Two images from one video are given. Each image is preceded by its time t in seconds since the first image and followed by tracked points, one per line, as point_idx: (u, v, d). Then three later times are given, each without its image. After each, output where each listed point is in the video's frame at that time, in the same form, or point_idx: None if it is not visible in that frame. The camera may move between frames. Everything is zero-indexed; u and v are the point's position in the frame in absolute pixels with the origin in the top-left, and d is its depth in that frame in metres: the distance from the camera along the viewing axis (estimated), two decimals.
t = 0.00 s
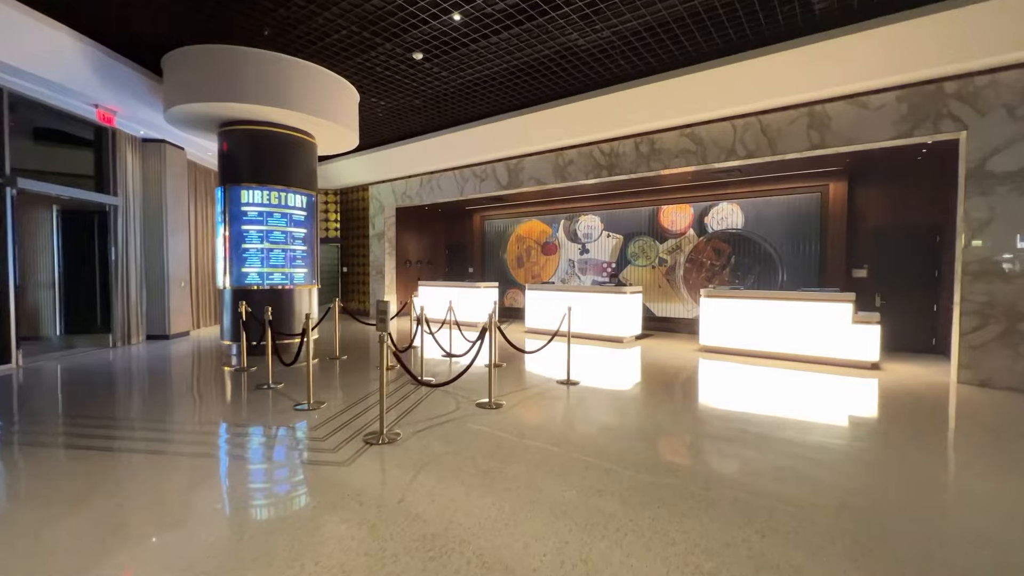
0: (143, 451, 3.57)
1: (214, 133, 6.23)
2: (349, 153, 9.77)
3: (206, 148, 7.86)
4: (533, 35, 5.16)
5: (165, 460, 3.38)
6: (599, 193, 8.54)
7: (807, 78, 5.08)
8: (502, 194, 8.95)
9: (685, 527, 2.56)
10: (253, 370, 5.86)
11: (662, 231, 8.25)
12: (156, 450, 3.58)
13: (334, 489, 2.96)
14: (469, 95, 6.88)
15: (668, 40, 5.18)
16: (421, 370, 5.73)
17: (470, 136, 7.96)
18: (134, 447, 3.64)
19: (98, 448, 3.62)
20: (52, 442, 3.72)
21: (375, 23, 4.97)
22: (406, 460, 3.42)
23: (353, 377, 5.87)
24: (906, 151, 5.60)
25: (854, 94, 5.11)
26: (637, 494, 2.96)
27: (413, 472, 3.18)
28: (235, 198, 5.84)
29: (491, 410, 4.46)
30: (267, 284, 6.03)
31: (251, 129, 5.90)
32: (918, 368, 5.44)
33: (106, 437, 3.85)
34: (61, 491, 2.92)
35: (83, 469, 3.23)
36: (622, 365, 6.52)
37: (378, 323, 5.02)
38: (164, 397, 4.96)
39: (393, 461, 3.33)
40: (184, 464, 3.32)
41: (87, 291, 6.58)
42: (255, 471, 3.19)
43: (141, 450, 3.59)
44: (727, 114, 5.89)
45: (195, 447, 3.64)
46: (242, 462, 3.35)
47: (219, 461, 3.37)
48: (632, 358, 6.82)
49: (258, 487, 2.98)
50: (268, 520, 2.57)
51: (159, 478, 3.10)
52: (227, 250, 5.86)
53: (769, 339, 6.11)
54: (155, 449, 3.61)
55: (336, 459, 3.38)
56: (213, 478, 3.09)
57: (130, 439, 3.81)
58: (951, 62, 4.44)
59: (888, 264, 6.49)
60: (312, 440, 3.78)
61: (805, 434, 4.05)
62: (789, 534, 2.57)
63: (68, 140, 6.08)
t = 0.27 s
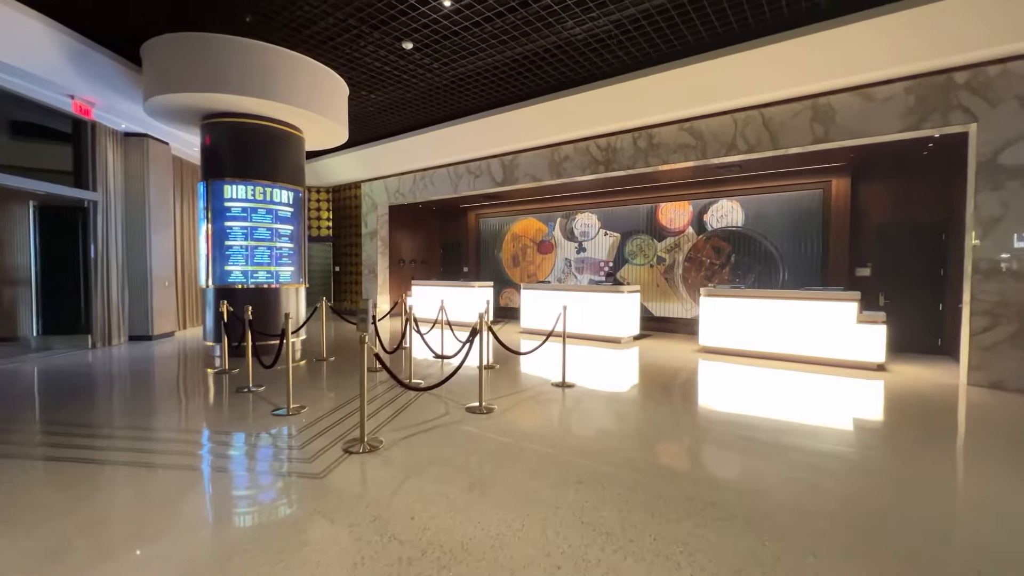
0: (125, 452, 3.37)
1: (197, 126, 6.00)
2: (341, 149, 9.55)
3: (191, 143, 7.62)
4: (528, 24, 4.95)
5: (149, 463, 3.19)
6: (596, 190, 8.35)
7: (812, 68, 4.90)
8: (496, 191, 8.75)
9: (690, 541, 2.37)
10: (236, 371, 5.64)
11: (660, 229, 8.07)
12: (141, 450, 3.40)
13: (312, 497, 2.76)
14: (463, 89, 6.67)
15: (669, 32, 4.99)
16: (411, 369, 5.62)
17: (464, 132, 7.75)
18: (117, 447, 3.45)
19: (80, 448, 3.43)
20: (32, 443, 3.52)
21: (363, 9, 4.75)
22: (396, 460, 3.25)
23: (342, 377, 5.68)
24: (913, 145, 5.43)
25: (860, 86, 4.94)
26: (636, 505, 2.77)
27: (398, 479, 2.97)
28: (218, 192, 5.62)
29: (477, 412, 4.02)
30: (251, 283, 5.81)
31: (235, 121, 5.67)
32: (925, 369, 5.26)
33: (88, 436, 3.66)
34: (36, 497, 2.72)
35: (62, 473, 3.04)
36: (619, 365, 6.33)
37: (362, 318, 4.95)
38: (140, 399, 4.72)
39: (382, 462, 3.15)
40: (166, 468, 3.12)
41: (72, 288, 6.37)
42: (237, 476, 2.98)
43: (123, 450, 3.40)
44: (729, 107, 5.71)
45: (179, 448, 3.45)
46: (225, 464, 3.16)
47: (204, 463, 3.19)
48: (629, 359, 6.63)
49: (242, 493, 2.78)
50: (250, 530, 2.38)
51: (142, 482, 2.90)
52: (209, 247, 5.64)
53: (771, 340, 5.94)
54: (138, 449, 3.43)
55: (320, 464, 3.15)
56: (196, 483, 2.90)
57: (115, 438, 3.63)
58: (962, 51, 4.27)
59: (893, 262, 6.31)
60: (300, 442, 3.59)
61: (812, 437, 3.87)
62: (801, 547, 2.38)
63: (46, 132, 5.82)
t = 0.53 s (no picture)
0: (105, 463, 3.17)
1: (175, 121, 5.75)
2: (330, 146, 9.30)
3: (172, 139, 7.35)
4: (521, 15, 4.73)
5: (132, 474, 3.01)
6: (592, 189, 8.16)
7: (816, 63, 4.72)
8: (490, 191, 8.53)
9: (694, 571, 2.17)
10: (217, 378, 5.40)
11: (657, 230, 7.88)
12: (122, 460, 3.22)
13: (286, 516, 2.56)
14: (454, 85, 6.44)
15: (668, 26, 4.78)
16: (402, 376, 5.42)
17: (456, 129, 7.52)
18: (97, 457, 3.25)
19: (44, 464, 3.18)
20: None
21: None
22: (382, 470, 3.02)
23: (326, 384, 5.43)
24: (918, 143, 5.26)
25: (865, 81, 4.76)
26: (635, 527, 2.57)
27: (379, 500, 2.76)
28: (197, 191, 5.38)
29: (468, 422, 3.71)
30: (232, 285, 5.56)
31: (214, 117, 5.42)
32: (932, 375, 5.09)
33: (62, 449, 3.41)
34: None
35: (24, 490, 2.80)
36: (616, 370, 6.14)
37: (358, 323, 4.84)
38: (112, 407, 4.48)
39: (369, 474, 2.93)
40: (145, 479, 2.93)
41: (54, 288, 6.12)
42: (216, 487, 2.82)
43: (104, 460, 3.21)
44: (729, 103, 5.53)
45: (161, 457, 3.26)
46: (205, 475, 2.98)
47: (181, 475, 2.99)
48: (626, 363, 6.44)
49: (221, 505, 2.62)
50: (230, 552, 2.18)
51: (107, 501, 2.68)
52: (187, 248, 5.39)
53: (772, 344, 5.76)
54: (121, 459, 3.24)
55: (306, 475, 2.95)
56: (174, 498, 2.69)
57: (94, 449, 3.41)
58: (973, 45, 4.09)
59: (896, 264, 6.15)
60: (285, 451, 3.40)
61: (819, 447, 3.67)
62: None
63: (20, 128, 5.57)
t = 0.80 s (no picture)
0: (65, 475, 2.91)
1: (149, 113, 5.49)
2: (317, 142, 9.04)
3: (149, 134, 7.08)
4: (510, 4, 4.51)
5: (108, 492, 2.68)
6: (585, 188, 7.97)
7: (817, 55, 4.55)
8: (480, 189, 8.31)
9: None
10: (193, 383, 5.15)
11: (652, 229, 7.70)
12: (94, 476, 2.88)
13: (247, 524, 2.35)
14: (442, 79, 6.21)
15: (663, 16, 4.58)
16: (387, 380, 5.20)
17: (445, 125, 7.30)
18: (67, 473, 2.92)
19: None
20: None
21: None
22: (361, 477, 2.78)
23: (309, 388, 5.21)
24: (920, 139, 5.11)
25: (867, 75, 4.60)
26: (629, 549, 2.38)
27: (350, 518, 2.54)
28: (170, 187, 5.13)
29: (451, 437, 3.40)
30: (208, 287, 5.31)
31: (189, 109, 5.16)
32: (934, 379, 4.93)
33: (29, 463, 3.07)
34: None
35: None
36: (610, 373, 5.95)
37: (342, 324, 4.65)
38: (76, 413, 4.24)
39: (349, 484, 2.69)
40: (118, 497, 2.62)
41: (21, 289, 5.84)
42: (194, 495, 2.65)
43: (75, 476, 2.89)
44: (726, 97, 5.35)
45: (135, 471, 2.96)
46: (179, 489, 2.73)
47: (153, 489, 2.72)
48: (620, 365, 6.25)
49: (199, 515, 2.44)
50: None
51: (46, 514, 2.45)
52: (160, 247, 5.13)
53: (770, 346, 5.59)
54: (95, 475, 2.90)
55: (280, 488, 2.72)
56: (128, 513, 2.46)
57: (66, 463, 3.07)
58: (980, 36, 3.93)
59: (896, 263, 6.00)
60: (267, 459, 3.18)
61: (822, 453, 3.49)
62: None
63: None
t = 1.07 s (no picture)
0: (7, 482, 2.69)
1: (115, 105, 5.22)
2: (300, 139, 8.78)
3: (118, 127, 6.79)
4: None
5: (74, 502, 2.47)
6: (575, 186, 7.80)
7: (810, 48, 4.41)
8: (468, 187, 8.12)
9: None
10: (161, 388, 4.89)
11: (643, 228, 7.54)
12: (65, 485, 2.66)
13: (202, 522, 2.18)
14: (426, 73, 6.01)
15: (653, 7, 4.42)
16: (366, 377, 4.98)
17: (431, 121, 7.09)
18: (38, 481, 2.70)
19: None
20: None
21: None
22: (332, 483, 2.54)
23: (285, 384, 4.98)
24: (915, 136, 5.00)
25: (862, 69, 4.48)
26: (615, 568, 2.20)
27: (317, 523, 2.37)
28: (138, 182, 4.87)
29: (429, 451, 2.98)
30: (178, 288, 5.06)
31: (158, 101, 4.89)
32: (930, 383, 4.81)
33: None
34: None
35: None
36: (600, 375, 5.78)
37: (316, 323, 4.43)
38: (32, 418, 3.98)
39: (322, 490, 2.46)
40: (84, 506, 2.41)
41: None
42: (168, 505, 2.41)
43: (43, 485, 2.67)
44: (718, 92, 5.20)
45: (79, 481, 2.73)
46: (152, 496, 2.52)
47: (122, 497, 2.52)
48: (610, 368, 6.08)
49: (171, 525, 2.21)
50: None
51: None
52: (127, 246, 4.87)
53: (764, 348, 5.45)
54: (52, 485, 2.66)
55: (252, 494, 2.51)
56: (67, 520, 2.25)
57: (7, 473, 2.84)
58: (979, 29, 3.81)
59: (889, 263, 5.90)
60: (246, 466, 2.93)
61: (819, 460, 3.34)
62: None
63: None
